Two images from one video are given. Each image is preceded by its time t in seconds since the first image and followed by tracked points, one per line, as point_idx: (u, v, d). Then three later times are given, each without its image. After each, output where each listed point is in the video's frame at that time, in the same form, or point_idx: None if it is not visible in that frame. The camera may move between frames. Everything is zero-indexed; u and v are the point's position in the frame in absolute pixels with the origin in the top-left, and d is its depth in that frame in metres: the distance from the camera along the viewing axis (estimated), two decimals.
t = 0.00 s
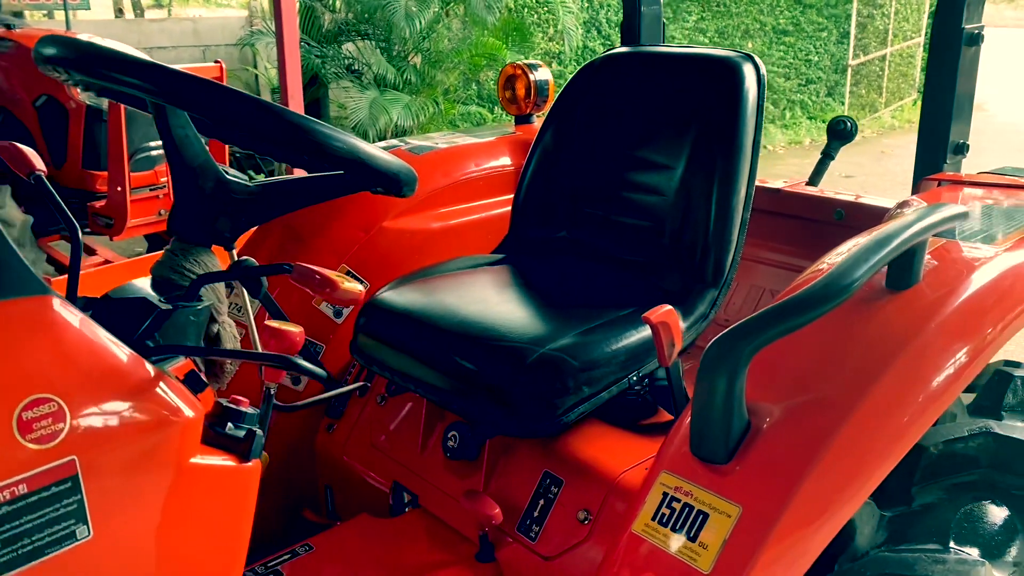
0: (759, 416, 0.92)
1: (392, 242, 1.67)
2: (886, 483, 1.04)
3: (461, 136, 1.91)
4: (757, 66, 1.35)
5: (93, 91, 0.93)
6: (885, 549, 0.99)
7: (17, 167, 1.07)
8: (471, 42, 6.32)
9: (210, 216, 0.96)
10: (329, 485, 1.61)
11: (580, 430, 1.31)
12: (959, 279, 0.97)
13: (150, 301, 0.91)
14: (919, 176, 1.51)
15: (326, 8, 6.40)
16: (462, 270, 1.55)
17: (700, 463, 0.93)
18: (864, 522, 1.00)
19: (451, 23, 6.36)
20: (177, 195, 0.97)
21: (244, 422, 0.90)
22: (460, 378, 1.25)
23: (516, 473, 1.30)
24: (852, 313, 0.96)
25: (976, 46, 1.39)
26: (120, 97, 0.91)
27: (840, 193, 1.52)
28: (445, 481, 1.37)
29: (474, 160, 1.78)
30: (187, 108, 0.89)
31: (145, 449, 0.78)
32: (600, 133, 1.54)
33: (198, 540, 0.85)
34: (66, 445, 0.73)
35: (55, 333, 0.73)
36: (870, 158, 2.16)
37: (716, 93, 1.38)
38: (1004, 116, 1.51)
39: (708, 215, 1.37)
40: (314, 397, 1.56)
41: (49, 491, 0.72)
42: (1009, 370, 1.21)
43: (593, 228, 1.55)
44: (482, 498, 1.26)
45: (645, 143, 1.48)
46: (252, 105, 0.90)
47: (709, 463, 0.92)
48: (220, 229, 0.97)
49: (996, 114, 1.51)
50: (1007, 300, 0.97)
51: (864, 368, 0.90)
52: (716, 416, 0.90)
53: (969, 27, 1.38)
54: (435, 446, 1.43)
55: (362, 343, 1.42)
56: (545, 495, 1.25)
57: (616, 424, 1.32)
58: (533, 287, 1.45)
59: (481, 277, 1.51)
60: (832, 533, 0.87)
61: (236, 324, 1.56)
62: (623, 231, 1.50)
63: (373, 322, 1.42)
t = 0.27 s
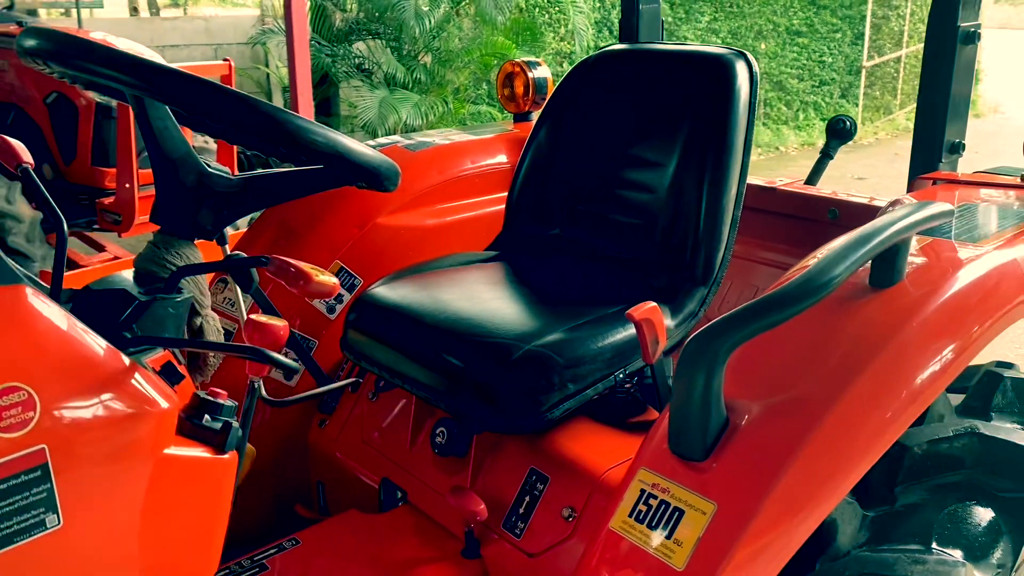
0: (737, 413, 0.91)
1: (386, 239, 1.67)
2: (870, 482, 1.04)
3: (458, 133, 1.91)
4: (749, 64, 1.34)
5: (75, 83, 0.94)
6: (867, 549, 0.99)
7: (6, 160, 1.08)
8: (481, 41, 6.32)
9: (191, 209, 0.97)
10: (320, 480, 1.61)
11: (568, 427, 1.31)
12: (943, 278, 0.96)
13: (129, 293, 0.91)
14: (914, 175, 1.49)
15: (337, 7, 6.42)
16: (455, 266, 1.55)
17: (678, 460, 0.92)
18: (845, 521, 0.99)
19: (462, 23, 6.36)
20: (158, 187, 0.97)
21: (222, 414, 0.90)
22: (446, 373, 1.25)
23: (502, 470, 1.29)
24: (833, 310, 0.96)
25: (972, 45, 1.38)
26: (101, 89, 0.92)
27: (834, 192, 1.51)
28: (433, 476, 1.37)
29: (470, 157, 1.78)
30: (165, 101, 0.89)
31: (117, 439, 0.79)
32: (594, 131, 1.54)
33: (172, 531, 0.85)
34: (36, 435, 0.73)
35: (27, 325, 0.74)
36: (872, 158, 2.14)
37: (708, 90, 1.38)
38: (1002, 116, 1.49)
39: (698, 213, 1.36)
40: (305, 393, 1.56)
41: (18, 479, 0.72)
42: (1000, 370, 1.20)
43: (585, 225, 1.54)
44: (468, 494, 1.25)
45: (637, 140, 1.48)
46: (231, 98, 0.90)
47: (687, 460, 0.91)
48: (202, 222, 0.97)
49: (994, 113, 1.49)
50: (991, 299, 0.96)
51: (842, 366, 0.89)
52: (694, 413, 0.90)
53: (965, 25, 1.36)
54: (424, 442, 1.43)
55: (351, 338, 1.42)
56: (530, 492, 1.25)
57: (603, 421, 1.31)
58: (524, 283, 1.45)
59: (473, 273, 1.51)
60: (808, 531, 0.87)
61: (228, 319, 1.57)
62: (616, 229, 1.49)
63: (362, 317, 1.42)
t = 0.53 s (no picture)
0: (722, 412, 0.91)
1: (383, 236, 1.67)
2: (860, 484, 1.03)
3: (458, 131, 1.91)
4: (744, 63, 1.34)
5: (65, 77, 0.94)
6: (854, 550, 0.98)
7: None
8: (491, 41, 6.32)
9: (178, 204, 0.97)
10: (316, 477, 1.61)
11: (560, 426, 1.31)
12: (931, 279, 0.96)
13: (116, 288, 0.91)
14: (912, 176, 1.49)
15: (347, 6, 6.43)
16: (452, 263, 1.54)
17: (662, 459, 0.92)
18: (832, 522, 0.99)
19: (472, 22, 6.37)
20: (147, 182, 0.97)
21: (206, 408, 0.90)
22: (437, 370, 1.25)
23: (494, 468, 1.30)
24: (820, 311, 0.95)
25: (971, 44, 1.37)
26: (89, 83, 0.92)
27: (831, 193, 1.50)
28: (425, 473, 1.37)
29: (468, 156, 1.78)
30: (153, 96, 0.89)
31: (100, 433, 0.79)
32: (591, 129, 1.54)
33: (156, 525, 0.86)
34: (16, 427, 0.74)
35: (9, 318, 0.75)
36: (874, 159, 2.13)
37: (704, 89, 1.37)
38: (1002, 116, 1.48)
39: (692, 212, 1.36)
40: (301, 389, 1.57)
41: None
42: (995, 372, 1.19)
43: (581, 224, 1.54)
44: (460, 493, 1.24)
45: (634, 139, 1.47)
46: (218, 92, 0.90)
47: (671, 458, 0.91)
48: (190, 217, 0.97)
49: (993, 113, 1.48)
50: (981, 300, 0.96)
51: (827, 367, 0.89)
52: (678, 412, 0.89)
53: (963, 25, 1.35)
54: (418, 439, 1.44)
55: (346, 334, 1.42)
56: (521, 490, 1.25)
57: (596, 420, 1.32)
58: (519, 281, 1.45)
59: (468, 270, 1.51)
60: (791, 531, 0.87)
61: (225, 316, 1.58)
62: (611, 228, 1.49)
63: (357, 314, 1.42)
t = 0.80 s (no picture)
0: (712, 408, 0.91)
1: (383, 232, 1.68)
2: (853, 482, 1.03)
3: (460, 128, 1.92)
4: (743, 60, 1.33)
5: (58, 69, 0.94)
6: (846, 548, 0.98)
7: None
8: (501, 41, 6.32)
9: (171, 197, 0.97)
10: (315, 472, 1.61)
11: (555, 422, 1.31)
12: (924, 276, 0.95)
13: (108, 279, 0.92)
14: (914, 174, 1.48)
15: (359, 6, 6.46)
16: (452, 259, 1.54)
17: (651, 454, 0.92)
18: (825, 521, 0.99)
19: (484, 22, 6.38)
20: (140, 175, 0.98)
21: (196, 399, 0.89)
22: (432, 366, 1.24)
23: (489, 464, 1.30)
24: (812, 308, 0.95)
25: (973, 42, 1.36)
26: (82, 75, 0.92)
27: (832, 191, 1.49)
28: (421, 468, 1.38)
29: (470, 153, 1.78)
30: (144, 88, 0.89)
31: (88, 422, 0.79)
32: (591, 126, 1.53)
33: (147, 515, 0.86)
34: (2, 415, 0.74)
35: None
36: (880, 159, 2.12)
37: (704, 86, 1.37)
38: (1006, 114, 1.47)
39: (690, 209, 1.36)
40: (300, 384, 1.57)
41: None
42: (993, 372, 1.18)
43: (580, 222, 1.54)
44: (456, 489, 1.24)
45: (634, 136, 1.47)
46: (209, 85, 0.90)
47: (660, 454, 0.91)
48: (183, 210, 0.98)
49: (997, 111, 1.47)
50: (976, 298, 0.95)
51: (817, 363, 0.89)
52: (667, 407, 0.89)
53: (965, 22, 1.34)
54: (415, 435, 1.44)
55: (343, 329, 1.42)
56: (515, 486, 1.25)
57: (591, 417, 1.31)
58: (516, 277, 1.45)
59: (467, 266, 1.50)
60: (779, 528, 0.86)
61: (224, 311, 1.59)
62: (610, 225, 1.49)
63: (354, 309, 1.42)
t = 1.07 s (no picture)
0: (699, 406, 0.90)
1: (384, 230, 1.68)
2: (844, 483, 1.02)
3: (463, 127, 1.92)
4: (743, 60, 1.32)
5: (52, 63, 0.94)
6: (836, 550, 0.97)
7: None
8: (514, 41, 6.33)
9: (164, 191, 0.98)
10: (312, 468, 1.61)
11: (550, 421, 1.30)
12: (917, 277, 0.95)
13: (97, 273, 0.92)
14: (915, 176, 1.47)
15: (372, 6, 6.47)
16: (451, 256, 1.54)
17: (639, 453, 0.91)
18: (815, 522, 0.98)
19: (497, 24, 6.39)
20: (133, 170, 0.98)
21: (184, 392, 0.89)
22: (427, 363, 1.24)
23: (483, 462, 1.30)
24: (802, 308, 0.95)
25: (976, 42, 1.34)
26: (75, 69, 0.92)
27: (832, 192, 1.49)
28: (416, 466, 1.38)
29: (471, 151, 1.78)
30: (135, 83, 0.90)
31: (71, 415, 0.79)
32: (591, 126, 1.53)
33: (138, 507, 0.87)
34: None
35: None
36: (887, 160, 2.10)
37: (703, 85, 1.36)
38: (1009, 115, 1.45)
39: (688, 208, 1.35)
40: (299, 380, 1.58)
41: None
42: (991, 375, 1.17)
43: (579, 220, 1.53)
44: (448, 486, 1.24)
45: (633, 135, 1.46)
46: (200, 79, 0.90)
47: (646, 452, 0.90)
48: (176, 204, 0.98)
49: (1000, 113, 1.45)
50: (967, 299, 0.95)
51: (804, 363, 0.89)
52: (654, 406, 0.89)
53: (968, 22, 1.33)
54: (411, 432, 1.44)
55: (341, 327, 1.42)
56: (508, 484, 1.25)
57: (586, 416, 1.31)
58: (515, 275, 1.45)
59: (466, 263, 1.50)
60: (764, 528, 0.86)
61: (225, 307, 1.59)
62: (609, 224, 1.48)
63: (351, 307, 1.42)
